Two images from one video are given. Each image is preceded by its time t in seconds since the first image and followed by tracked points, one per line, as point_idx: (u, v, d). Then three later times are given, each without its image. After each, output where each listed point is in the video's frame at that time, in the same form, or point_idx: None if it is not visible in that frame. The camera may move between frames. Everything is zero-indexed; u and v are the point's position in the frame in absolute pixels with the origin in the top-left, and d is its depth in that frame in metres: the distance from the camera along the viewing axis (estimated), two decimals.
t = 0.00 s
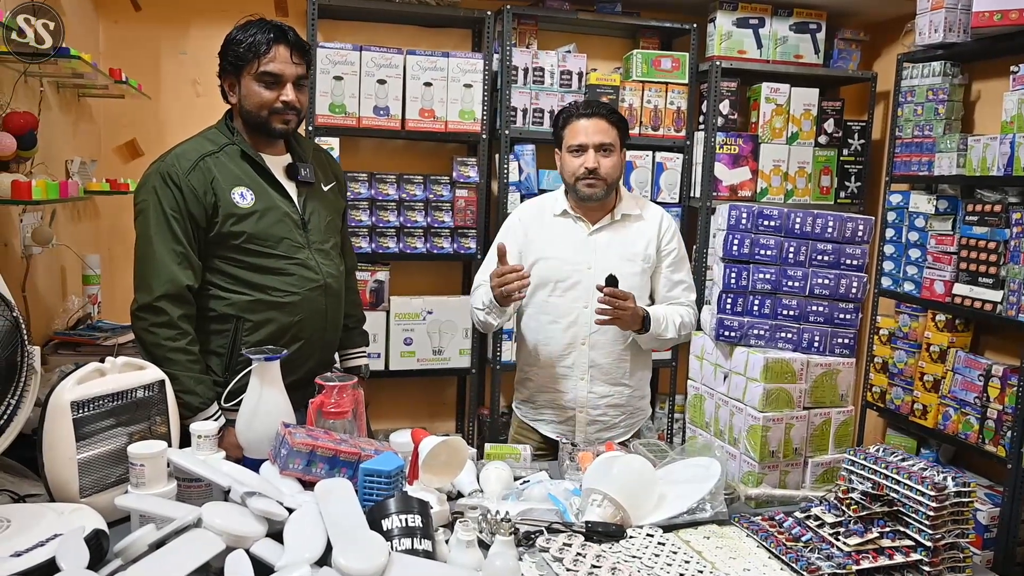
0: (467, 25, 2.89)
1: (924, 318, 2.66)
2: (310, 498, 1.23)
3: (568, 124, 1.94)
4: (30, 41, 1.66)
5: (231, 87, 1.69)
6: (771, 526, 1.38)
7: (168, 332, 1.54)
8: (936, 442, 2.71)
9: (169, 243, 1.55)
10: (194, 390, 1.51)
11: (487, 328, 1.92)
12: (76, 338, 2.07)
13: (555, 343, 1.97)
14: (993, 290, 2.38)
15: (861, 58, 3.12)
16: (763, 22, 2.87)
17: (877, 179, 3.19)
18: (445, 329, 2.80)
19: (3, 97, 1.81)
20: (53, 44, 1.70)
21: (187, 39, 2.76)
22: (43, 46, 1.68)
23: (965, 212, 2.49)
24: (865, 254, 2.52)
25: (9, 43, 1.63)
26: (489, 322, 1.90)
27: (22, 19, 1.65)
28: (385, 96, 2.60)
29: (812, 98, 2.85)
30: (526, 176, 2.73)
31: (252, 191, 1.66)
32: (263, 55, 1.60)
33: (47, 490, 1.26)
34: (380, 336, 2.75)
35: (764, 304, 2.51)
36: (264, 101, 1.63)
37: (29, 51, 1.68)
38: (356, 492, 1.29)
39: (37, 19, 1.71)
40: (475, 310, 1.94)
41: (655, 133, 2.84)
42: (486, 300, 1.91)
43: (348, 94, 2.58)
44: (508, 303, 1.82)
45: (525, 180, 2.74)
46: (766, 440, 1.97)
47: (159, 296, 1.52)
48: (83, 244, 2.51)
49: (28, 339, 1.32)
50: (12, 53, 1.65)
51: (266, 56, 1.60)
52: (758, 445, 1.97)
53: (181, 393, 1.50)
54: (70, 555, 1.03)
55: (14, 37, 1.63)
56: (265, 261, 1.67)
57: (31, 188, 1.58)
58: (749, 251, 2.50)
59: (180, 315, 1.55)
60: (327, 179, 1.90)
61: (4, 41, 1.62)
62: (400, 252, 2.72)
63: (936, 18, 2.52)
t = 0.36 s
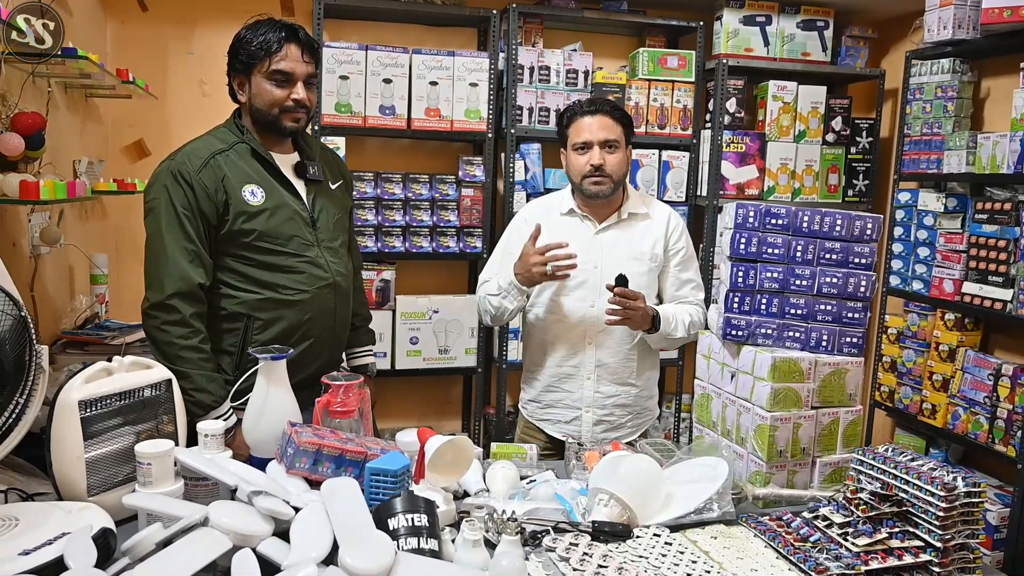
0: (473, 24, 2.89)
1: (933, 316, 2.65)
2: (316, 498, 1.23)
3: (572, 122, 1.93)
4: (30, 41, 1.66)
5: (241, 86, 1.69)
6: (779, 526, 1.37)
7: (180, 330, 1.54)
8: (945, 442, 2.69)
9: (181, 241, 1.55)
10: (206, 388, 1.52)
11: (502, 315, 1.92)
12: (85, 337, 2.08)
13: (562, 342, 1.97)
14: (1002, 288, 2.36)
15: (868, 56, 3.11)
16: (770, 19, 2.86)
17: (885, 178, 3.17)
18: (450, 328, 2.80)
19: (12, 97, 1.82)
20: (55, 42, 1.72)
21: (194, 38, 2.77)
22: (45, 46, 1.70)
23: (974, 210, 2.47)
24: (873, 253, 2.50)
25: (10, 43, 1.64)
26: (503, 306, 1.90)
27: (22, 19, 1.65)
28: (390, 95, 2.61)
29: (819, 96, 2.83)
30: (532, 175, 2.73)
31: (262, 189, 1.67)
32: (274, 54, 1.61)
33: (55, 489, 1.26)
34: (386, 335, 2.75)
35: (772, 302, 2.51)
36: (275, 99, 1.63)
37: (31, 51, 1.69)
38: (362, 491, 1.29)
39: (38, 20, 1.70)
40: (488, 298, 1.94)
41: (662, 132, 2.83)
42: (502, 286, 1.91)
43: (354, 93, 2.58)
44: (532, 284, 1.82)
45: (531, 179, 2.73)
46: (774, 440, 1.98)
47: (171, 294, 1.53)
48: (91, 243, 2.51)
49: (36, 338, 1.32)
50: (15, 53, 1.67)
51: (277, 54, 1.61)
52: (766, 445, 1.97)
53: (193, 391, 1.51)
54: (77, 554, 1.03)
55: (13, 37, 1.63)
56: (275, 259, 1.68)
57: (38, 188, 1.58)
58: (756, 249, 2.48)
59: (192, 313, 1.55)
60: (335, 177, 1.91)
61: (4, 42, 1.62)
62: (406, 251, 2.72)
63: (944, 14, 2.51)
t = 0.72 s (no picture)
0: (477, 26, 2.90)
1: (940, 317, 2.64)
2: (322, 499, 1.23)
3: (570, 121, 1.94)
4: (31, 41, 1.66)
5: (251, 88, 1.70)
6: (786, 528, 1.37)
7: (191, 330, 1.54)
8: (953, 443, 2.68)
9: (192, 241, 1.56)
10: (217, 388, 1.52)
11: (497, 324, 1.92)
12: (92, 338, 2.09)
13: (566, 343, 1.96)
14: (1009, 289, 2.35)
15: (873, 56, 3.11)
16: (775, 19, 2.86)
17: (890, 179, 3.16)
18: (456, 329, 2.81)
19: (21, 100, 1.84)
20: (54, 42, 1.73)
21: (201, 41, 2.78)
22: (44, 47, 1.71)
23: (981, 210, 2.46)
24: (879, 253, 2.50)
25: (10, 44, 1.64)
26: (498, 315, 1.91)
27: (22, 19, 1.65)
28: (396, 96, 2.62)
29: (825, 96, 2.83)
30: (537, 175, 2.73)
31: (272, 190, 1.67)
32: (286, 57, 1.62)
33: (62, 490, 1.27)
34: (392, 336, 2.76)
35: (778, 303, 2.49)
36: (287, 102, 1.64)
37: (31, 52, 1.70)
38: (368, 492, 1.29)
39: (37, 20, 1.71)
40: (484, 307, 1.95)
41: (666, 132, 2.83)
42: (496, 295, 1.92)
43: (359, 95, 2.59)
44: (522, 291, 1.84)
45: (536, 180, 2.74)
46: (780, 441, 1.99)
47: (182, 295, 1.54)
48: (98, 246, 2.53)
49: (44, 340, 1.33)
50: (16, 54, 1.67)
51: (289, 58, 1.62)
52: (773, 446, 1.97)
53: (204, 392, 1.51)
54: (84, 555, 1.03)
55: (13, 37, 1.64)
56: (285, 260, 1.68)
57: (47, 190, 1.60)
58: (762, 251, 2.48)
59: (202, 313, 1.56)
60: (342, 179, 1.92)
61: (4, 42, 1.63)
62: (411, 252, 2.72)
63: (950, 14, 2.50)
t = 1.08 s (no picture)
0: (484, 28, 2.90)
1: (947, 318, 2.63)
2: (330, 501, 1.23)
3: (570, 118, 1.95)
4: (31, 41, 1.67)
5: (260, 93, 1.70)
6: (792, 529, 1.37)
7: (197, 335, 1.55)
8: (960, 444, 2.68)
9: (198, 246, 1.56)
10: (223, 392, 1.52)
11: (520, 345, 1.94)
12: (99, 340, 2.10)
13: (570, 344, 1.96)
14: (1017, 290, 2.35)
15: (880, 57, 3.10)
16: (781, 21, 2.86)
17: (897, 179, 3.16)
18: (462, 331, 2.81)
19: (28, 103, 1.85)
20: (54, 42, 1.74)
21: (207, 44, 2.79)
22: (44, 46, 1.71)
23: (988, 211, 2.46)
24: (886, 254, 2.49)
25: (10, 43, 1.64)
26: (525, 342, 1.91)
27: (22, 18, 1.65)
28: (402, 98, 2.62)
29: (831, 97, 2.83)
30: (544, 177, 2.73)
31: (279, 195, 1.68)
32: (297, 64, 1.62)
33: (70, 491, 1.27)
34: (398, 338, 2.76)
35: (785, 304, 2.49)
36: (295, 109, 1.65)
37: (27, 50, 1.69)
38: (375, 494, 1.29)
39: (37, 19, 1.71)
40: (509, 330, 1.93)
41: (672, 134, 2.84)
42: (524, 324, 1.90)
43: (366, 96, 2.59)
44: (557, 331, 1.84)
45: (542, 181, 2.74)
46: (786, 442, 2.07)
47: (187, 299, 1.54)
48: (105, 247, 2.53)
49: (52, 342, 1.33)
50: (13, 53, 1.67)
51: (300, 65, 1.62)
52: (779, 448, 2.07)
53: (209, 396, 1.51)
54: (92, 557, 1.04)
55: (13, 37, 1.63)
56: (291, 265, 1.69)
57: (55, 193, 1.60)
58: (769, 252, 2.47)
59: (207, 318, 1.56)
60: (348, 183, 1.92)
61: (4, 42, 1.63)
62: (418, 254, 2.73)
63: (957, 15, 2.50)
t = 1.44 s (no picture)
0: (488, 30, 2.90)
1: (952, 318, 2.64)
2: (335, 503, 1.23)
3: (581, 119, 1.94)
4: (31, 41, 1.67)
5: (264, 97, 1.70)
6: (798, 530, 1.36)
7: (198, 339, 1.55)
8: (966, 444, 2.68)
9: (200, 251, 1.56)
10: (225, 397, 1.53)
11: (519, 341, 1.92)
12: (105, 344, 2.10)
13: (573, 345, 1.96)
14: (1021, 289, 2.36)
15: (883, 58, 3.11)
16: (784, 22, 2.86)
17: (901, 179, 3.17)
18: (468, 332, 2.81)
19: (33, 106, 1.86)
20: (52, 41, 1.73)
21: (211, 47, 2.79)
22: (43, 46, 1.70)
23: (991, 211, 2.47)
24: (890, 254, 2.50)
25: (10, 44, 1.63)
26: (524, 337, 1.90)
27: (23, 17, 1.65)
28: (407, 100, 2.62)
29: (835, 98, 2.83)
30: (549, 179, 2.74)
31: (281, 200, 1.68)
32: (301, 70, 1.62)
33: (75, 493, 1.27)
34: (404, 340, 2.76)
35: (789, 305, 2.50)
36: (299, 115, 1.65)
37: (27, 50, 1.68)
38: (381, 496, 1.29)
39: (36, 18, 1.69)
40: (508, 325, 1.92)
41: (677, 135, 2.84)
42: (523, 318, 1.88)
43: (371, 99, 2.60)
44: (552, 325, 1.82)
45: (547, 183, 2.74)
46: (791, 443, 2.07)
47: (189, 304, 1.54)
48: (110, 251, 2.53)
49: (57, 345, 1.33)
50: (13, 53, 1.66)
51: (305, 71, 1.62)
52: (783, 448, 2.08)
53: (211, 400, 1.51)
54: (97, 559, 1.03)
55: (13, 37, 1.62)
56: (294, 269, 1.69)
57: (59, 197, 1.60)
58: (773, 253, 2.49)
59: (209, 322, 1.56)
60: (352, 185, 1.92)
61: (4, 42, 1.61)
62: (423, 256, 2.73)
63: (959, 16, 2.50)
